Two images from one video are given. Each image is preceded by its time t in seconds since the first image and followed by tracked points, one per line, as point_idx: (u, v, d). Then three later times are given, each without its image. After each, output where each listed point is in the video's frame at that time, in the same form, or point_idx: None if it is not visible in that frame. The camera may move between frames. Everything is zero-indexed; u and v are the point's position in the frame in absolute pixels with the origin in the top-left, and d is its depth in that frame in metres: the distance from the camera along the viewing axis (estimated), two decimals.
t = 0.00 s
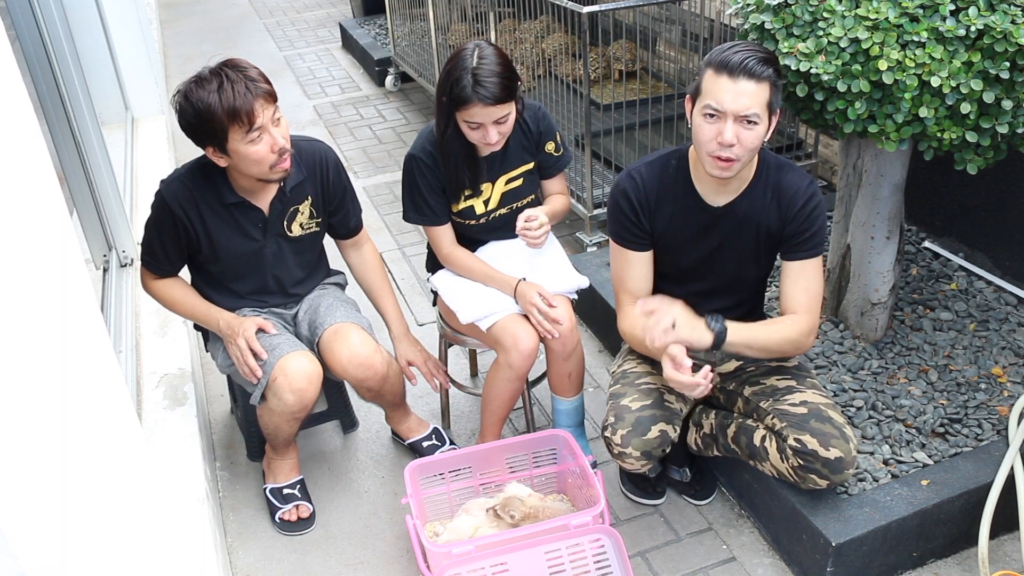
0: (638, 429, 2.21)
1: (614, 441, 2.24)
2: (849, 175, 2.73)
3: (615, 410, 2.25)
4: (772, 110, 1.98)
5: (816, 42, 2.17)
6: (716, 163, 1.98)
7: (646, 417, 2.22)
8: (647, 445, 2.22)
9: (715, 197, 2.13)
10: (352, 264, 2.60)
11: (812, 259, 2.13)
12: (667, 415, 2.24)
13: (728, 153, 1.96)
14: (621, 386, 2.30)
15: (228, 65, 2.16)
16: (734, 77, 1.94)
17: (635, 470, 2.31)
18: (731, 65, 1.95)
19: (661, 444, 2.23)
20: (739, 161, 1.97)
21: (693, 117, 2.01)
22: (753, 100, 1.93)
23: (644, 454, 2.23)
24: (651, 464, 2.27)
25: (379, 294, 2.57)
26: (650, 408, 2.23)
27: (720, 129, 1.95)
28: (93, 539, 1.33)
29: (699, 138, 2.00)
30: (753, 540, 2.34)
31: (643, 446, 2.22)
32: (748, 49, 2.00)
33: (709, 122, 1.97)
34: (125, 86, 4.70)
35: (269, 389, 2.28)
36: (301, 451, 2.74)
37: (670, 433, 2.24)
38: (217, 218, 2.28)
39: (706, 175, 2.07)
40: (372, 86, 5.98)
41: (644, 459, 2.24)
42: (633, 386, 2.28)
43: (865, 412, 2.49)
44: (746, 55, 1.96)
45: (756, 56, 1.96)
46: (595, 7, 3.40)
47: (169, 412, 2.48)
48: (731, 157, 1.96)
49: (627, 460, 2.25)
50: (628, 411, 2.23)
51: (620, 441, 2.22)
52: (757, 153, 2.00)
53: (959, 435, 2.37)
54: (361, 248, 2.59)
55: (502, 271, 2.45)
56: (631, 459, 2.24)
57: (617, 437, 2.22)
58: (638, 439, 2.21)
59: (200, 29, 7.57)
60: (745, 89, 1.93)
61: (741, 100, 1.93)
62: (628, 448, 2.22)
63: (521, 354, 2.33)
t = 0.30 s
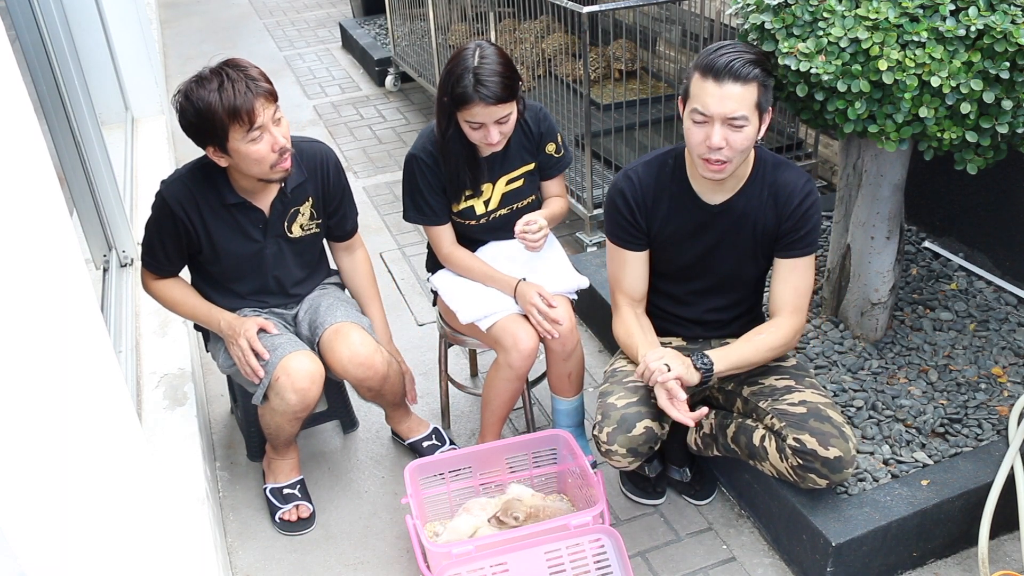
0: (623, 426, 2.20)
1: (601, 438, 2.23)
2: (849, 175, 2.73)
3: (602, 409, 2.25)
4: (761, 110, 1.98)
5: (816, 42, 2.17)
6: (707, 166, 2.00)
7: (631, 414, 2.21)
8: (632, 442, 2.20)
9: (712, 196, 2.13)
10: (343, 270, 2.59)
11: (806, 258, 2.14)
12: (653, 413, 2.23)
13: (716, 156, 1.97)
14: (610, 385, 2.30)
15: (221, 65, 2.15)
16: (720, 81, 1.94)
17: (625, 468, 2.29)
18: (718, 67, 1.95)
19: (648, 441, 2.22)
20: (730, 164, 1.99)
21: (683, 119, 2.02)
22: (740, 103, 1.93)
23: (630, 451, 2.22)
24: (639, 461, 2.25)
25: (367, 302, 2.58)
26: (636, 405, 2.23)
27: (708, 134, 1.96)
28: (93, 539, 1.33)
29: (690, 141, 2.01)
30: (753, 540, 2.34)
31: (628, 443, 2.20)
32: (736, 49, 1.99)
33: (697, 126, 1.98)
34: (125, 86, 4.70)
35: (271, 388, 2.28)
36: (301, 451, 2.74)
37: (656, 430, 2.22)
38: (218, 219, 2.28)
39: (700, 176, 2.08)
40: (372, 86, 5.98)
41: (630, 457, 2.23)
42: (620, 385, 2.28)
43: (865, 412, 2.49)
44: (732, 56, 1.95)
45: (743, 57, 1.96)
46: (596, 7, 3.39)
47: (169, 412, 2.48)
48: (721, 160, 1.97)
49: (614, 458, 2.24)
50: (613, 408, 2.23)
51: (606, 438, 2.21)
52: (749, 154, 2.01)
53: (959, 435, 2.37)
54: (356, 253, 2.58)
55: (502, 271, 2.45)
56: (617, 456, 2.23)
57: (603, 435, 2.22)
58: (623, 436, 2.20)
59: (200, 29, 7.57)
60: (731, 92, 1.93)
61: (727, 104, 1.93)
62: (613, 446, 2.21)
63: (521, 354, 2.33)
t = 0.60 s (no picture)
0: (629, 423, 2.21)
1: (606, 435, 2.24)
2: (849, 175, 2.73)
3: (607, 406, 2.26)
4: (738, 135, 1.96)
5: (816, 42, 2.17)
6: (683, 184, 2.05)
7: (637, 412, 2.22)
8: (638, 439, 2.21)
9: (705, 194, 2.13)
10: (343, 271, 2.59)
11: (811, 251, 2.16)
12: (659, 410, 2.23)
13: (691, 181, 2.02)
14: (615, 383, 2.30)
15: (218, 67, 2.14)
16: (687, 117, 1.93)
17: (630, 466, 2.30)
18: (687, 102, 1.93)
19: (653, 438, 2.22)
20: (704, 184, 2.03)
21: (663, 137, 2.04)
22: (708, 138, 1.93)
23: (635, 448, 2.22)
24: (645, 459, 2.26)
25: (366, 304, 2.57)
26: (642, 402, 2.23)
27: (680, 163, 1.99)
28: (93, 539, 1.34)
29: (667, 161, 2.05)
30: (753, 540, 2.34)
31: (633, 440, 2.21)
32: (712, 75, 1.95)
33: (671, 152, 2.01)
34: (125, 86, 4.70)
35: (270, 388, 2.28)
36: (301, 451, 2.74)
37: (662, 428, 2.23)
38: (218, 219, 2.28)
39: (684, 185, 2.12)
40: (372, 86, 5.98)
41: (636, 454, 2.24)
42: (624, 382, 2.28)
43: (865, 412, 2.49)
44: (702, 91, 1.92)
45: (714, 91, 1.92)
46: (595, 7, 3.39)
47: (169, 412, 2.48)
48: (694, 182, 2.02)
49: (620, 455, 2.25)
50: (618, 406, 2.24)
51: (611, 435, 2.22)
52: (727, 171, 2.02)
53: (959, 435, 2.37)
54: (356, 254, 2.58)
55: (502, 271, 2.45)
56: (622, 453, 2.24)
57: (608, 432, 2.22)
58: (628, 434, 2.21)
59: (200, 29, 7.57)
60: (699, 129, 1.93)
61: (695, 141, 1.93)
62: (619, 443, 2.22)
63: (521, 354, 2.33)
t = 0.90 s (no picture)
0: (640, 430, 2.21)
1: (616, 442, 2.23)
2: (849, 175, 2.73)
3: (616, 412, 2.25)
4: (721, 138, 1.95)
5: (816, 42, 2.18)
6: (674, 189, 2.05)
7: (648, 417, 2.21)
8: (649, 446, 2.21)
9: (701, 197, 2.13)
10: (343, 272, 2.59)
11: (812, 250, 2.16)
12: (669, 415, 2.23)
13: (678, 185, 2.02)
14: (622, 388, 2.29)
15: (219, 66, 2.15)
16: (668, 120, 1.94)
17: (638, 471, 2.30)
18: (667, 106, 1.94)
19: (665, 443, 2.22)
20: (695, 186, 2.02)
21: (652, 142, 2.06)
22: (690, 140, 1.93)
23: (646, 454, 2.22)
24: (655, 463, 2.26)
25: (366, 307, 2.57)
26: (652, 408, 2.23)
27: (665, 167, 2.00)
28: (93, 539, 1.33)
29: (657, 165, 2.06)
30: (753, 540, 2.34)
31: (645, 446, 2.21)
32: (693, 78, 1.96)
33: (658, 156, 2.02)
34: (125, 86, 4.70)
35: (270, 388, 2.28)
36: (301, 451, 2.74)
37: (672, 433, 2.23)
38: (218, 219, 2.28)
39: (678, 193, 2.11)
40: (372, 86, 5.98)
41: (646, 460, 2.24)
42: (633, 387, 2.28)
43: (865, 412, 2.49)
44: (681, 94, 1.93)
45: (693, 93, 1.92)
46: (595, 6, 3.39)
47: (169, 412, 2.48)
48: (684, 186, 2.02)
49: (631, 461, 2.24)
50: (629, 412, 2.23)
51: (622, 441, 2.21)
52: (717, 173, 2.01)
53: (959, 435, 2.37)
54: (356, 256, 2.58)
55: (502, 271, 2.45)
56: (633, 459, 2.23)
57: (619, 438, 2.22)
58: (640, 440, 2.20)
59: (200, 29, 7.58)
60: (680, 133, 1.93)
61: (676, 145, 1.94)
62: (630, 449, 2.21)
63: (521, 354, 2.33)
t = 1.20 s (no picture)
0: (687, 431, 2.16)
1: (660, 443, 2.17)
2: (849, 175, 2.73)
3: (659, 413, 2.19)
4: (706, 159, 1.95)
5: (816, 42, 2.18)
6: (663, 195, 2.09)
7: (695, 420, 2.17)
8: (697, 447, 2.16)
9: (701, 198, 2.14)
10: (343, 272, 2.59)
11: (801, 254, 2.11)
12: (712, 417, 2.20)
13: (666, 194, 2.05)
14: (657, 389, 2.23)
15: (220, 67, 2.15)
16: (653, 140, 1.95)
17: (673, 473, 2.25)
18: (653, 126, 1.94)
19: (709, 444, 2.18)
20: (681, 198, 2.05)
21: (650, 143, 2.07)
22: (672, 162, 1.95)
23: (692, 456, 2.17)
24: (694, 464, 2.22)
25: (366, 308, 2.57)
26: (697, 410, 2.19)
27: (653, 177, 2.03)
28: (93, 539, 1.33)
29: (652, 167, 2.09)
30: (753, 540, 2.34)
31: (693, 447, 2.16)
32: (682, 99, 1.94)
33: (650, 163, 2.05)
34: (125, 86, 4.70)
35: (270, 388, 2.28)
36: (301, 451, 2.74)
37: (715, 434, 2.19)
38: (218, 219, 2.28)
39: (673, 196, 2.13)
40: (372, 86, 5.98)
41: (690, 462, 2.19)
42: (671, 388, 2.22)
43: (865, 412, 2.49)
44: (666, 117, 1.92)
45: (677, 117, 1.91)
46: (596, 6, 3.39)
47: (169, 412, 2.48)
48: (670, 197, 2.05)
49: (675, 464, 2.19)
50: (674, 413, 2.18)
51: (668, 443, 2.16)
52: (705, 187, 2.02)
53: (959, 435, 2.37)
54: (356, 257, 2.58)
55: (503, 272, 2.45)
56: (677, 461, 2.18)
57: (666, 440, 2.16)
58: (688, 441, 2.15)
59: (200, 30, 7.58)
60: (663, 153, 1.95)
61: (659, 164, 1.96)
62: (678, 451, 2.16)
63: (521, 354, 2.33)
